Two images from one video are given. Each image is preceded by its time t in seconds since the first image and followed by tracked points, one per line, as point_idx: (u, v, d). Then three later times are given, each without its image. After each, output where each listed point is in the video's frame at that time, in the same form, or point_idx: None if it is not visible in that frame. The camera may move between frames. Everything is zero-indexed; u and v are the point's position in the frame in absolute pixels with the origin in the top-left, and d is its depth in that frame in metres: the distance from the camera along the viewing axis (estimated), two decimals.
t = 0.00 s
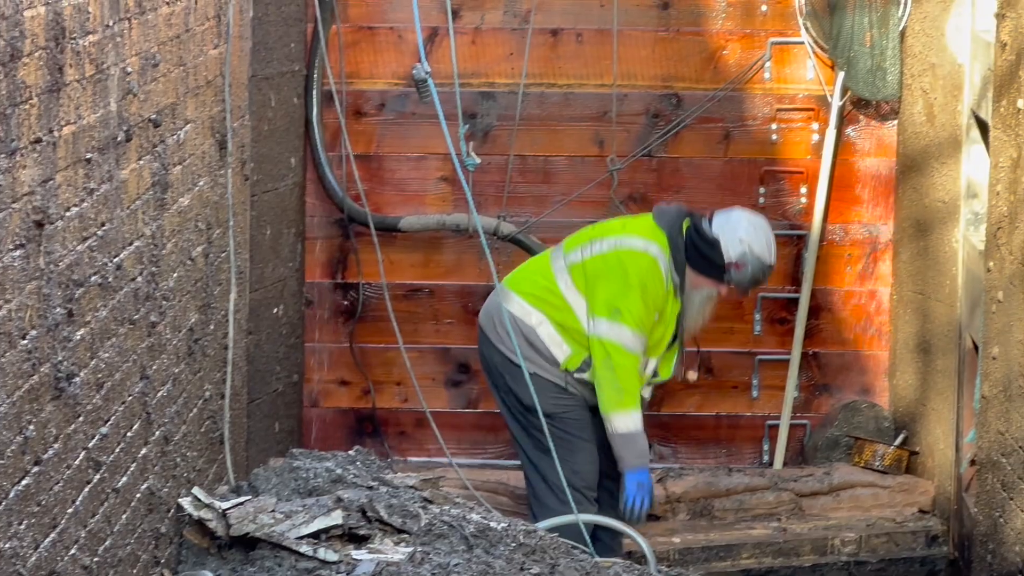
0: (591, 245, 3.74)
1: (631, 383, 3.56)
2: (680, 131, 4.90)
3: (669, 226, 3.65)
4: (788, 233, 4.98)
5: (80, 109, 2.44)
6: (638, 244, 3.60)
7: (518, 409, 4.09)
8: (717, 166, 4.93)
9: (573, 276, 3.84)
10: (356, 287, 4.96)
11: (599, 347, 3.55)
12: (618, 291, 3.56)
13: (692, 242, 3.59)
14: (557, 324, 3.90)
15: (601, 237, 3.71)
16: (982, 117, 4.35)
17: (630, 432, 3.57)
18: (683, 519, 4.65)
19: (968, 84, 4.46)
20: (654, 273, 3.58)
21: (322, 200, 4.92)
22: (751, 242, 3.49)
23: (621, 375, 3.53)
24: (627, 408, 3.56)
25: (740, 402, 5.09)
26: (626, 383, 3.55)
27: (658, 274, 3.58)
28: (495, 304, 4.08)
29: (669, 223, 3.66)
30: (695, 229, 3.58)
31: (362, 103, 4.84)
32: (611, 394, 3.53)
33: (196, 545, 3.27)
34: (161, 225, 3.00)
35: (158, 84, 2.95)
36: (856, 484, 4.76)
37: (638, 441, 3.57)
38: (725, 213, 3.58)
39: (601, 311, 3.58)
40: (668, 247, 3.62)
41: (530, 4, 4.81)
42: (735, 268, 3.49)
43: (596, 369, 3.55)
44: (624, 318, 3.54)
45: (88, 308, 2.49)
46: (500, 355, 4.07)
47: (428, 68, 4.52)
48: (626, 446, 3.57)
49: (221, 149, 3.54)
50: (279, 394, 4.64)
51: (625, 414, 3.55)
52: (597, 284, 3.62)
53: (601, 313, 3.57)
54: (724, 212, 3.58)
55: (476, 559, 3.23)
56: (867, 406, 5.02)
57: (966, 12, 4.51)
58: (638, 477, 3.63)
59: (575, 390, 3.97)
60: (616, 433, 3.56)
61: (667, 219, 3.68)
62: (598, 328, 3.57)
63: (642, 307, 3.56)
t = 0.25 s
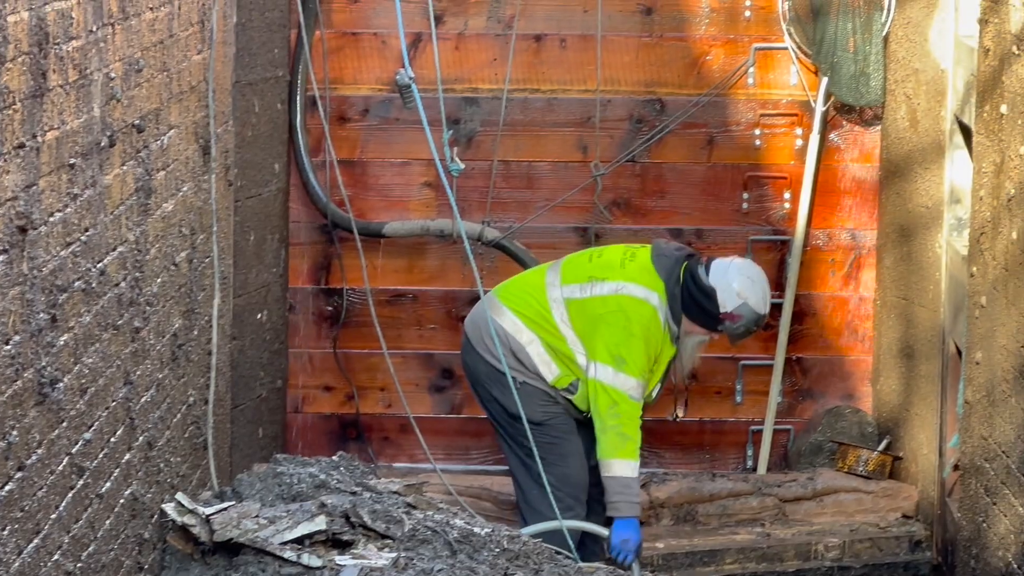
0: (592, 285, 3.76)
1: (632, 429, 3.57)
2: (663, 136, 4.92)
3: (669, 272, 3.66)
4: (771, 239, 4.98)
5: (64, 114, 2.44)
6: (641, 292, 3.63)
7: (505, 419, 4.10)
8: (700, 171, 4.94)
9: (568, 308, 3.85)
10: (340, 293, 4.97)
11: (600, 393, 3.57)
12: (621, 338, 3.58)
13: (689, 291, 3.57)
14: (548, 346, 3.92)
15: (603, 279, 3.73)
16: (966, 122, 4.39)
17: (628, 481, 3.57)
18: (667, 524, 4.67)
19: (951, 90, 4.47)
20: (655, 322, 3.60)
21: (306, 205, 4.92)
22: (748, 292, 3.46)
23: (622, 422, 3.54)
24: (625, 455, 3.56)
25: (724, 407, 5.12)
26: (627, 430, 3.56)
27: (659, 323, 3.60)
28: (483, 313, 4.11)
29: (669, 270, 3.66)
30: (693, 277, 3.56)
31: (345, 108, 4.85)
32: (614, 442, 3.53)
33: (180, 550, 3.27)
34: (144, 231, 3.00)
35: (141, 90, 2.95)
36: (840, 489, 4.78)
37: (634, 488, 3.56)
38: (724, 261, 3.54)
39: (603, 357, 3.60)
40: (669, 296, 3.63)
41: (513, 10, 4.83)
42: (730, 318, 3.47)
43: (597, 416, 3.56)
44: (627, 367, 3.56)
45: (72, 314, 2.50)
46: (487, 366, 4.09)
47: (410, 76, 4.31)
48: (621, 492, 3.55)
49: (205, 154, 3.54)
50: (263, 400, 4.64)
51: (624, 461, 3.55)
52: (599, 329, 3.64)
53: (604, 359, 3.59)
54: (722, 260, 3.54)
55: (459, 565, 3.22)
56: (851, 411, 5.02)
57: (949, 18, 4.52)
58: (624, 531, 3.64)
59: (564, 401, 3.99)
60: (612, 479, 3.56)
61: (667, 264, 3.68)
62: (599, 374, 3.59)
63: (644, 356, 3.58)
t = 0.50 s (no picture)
0: (569, 280, 3.76)
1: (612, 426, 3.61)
2: (648, 141, 4.94)
3: (645, 259, 3.64)
4: (757, 243, 5.00)
5: (48, 118, 2.44)
6: (616, 282, 3.62)
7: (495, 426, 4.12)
8: (685, 176, 4.96)
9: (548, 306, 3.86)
10: (325, 297, 4.97)
11: (581, 389, 3.60)
12: (598, 333, 3.59)
13: (668, 279, 3.56)
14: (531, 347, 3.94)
15: (580, 272, 3.72)
16: (950, 127, 4.37)
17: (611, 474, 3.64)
18: (652, 529, 4.68)
19: (935, 94, 4.45)
20: (634, 310, 3.59)
21: (291, 210, 4.92)
22: (728, 280, 3.45)
23: (603, 419, 3.58)
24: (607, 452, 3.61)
25: (709, 411, 5.14)
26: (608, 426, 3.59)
27: (638, 312, 3.59)
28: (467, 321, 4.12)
29: (645, 256, 3.65)
30: (671, 263, 3.54)
31: (330, 113, 4.85)
32: (594, 439, 3.57)
33: (165, 554, 3.27)
34: (129, 236, 3.00)
35: (126, 94, 2.96)
36: (826, 494, 4.79)
37: (616, 485, 3.62)
38: (702, 247, 3.53)
39: (582, 353, 3.61)
40: (646, 284, 3.62)
41: (498, 14, 4.84)
42: (712, 306, 3.46)
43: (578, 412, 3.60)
44: (606, 361, 3.58)
45: (56, 318, 2.50)
46: (475, 375, 4.10)
47: (396, 77, 4.42)
48: (605, 489, 3.62)
49: (189, 159, 3.54)
50: (248, 405, 4.63)
51: (606, 458, 3.60)
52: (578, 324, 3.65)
53: (584, 354, 3.61)
54: (701, 247, 3.53)
55: (445, 569, 3.22)
56: (836, 415, 5.06)
57: (933, 22, 4.52)
58: (606, 525, 3.66)
59: (552, 404, 4.00)
60: (596, 476, 3.63)
61: (643, 251, 3.67)
62: (580, 370, 3.61)
63: (623, 348, 3.58)
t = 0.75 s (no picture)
0: (546, 269, 3.79)
1: (588, 409, 3.72)
2: (634, 143, 4.95)
3: (621, 242, 3.69)
4: (743, 245, 5.02)
5: (33, 121, 2.44)
6: (593, 266, 3.65)
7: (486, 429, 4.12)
8: (671, 178, 4.98)
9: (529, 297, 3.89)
10: (311, 300, 4.97)
11: (557, 374, 3.70)
12: (573, 318, 3.64)
13: (648, 255, 3.63)
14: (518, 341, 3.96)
15: (557, 259, 3.75)
16: (936, 129, 4.43)
17: (591, 456, 3.77)
18: (637, 530, 4.70)
19: (920, 97, 4.50)
20: (608, 294, 3.62)
21: (276, 212, 4.92)
22: (711, 255, 3.53)
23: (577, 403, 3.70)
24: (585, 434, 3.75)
25: (694, 413, 5.15)
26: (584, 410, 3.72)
27: (614, 295, 3.62)
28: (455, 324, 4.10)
29: (621, 240, 3.69)
30: (652, 241, 3.62)
31: (316, 115, 4.85)
32: (570, 424, 3.71)
33: (150, 557, 3.25)
34: (114, 238, 3.00)
35: (111, 97, 2.96)
36: (811, 496, 4.81)
37: (598, 466, 3.79)
38: (683, 223, 3.61)
39: (557, 339, 3.69)
40: (622, 266, 3.66)
41: (483, 16, 4.85)
42: (697, 282, 3.55)
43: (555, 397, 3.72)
44: (579, 347, 3.64)
45: (41, 321, 2.49)
46: (467, 378, 4.10)
47: (382, 79, 4.59)
48: (586, 471, 3.80)
49: (175, 161, 3.54)
50: (234, 407, 4.63)
51: (584, 441, 3.74)
52: (554, 311, 3.70)
53: (558, 341, 3.68)
54: (682, 222, 3.61)
55: (431, 571, 3.22)
56: (822, 417, 5.05)
57: (918, 24, 4.56)
58: (597, 502, 3.88)
59: (541, 406, 3.99)
60: (577, 457, 3.77)
61: (620, 234, 3.72)
62: (556, 356, 3.69)
63: (597, 332, 3.64)
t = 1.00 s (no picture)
0: (553, 261, 3.81)
1: (585, 400, 3.67)
2: (621, 143, 4.96)
3: (631, 241, 3.72)
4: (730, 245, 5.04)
5: (20, 121, 2.44)
6: (599, 260, 3.67)
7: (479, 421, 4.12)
8: (658, 178, 4.99)
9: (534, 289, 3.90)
10: (298, 300, 4.97)
11: (552, 362, 3.66)
12: (572, 308, 3.63)
13: (657, 263, 3.65)
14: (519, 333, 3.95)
15: (563, 253, 3.78)
16: (923, 129, 4.45)
17: (587, 446, 3.72)
18: (626, 531, 4.71)
19: (908, 97, 4.52)
20: (610, 289, 3.63)
21: (264, 213, 4.92)
22: (718, 267, 3.54)
23: (572, 393, 3.65)
24: (580, 426, 3.69)
25: (682, 413, 5.17)
26: (579, 401, 3.66)
27: (616, 289, 3.64)
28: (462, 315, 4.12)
29: (631, 240, 3.72)
30: (661, 249, 3.63)
31: (303, 116, 4.86)
32: (564, 414, 3.65)
33: (138, 557, 3.25)
34: (101, 238, 3.00)
35: (99, 97, 2.95)
36: (799, 496, 4.83)
37: (595, 455, 3.73)
38: (695, 234, 3.62)
39: (555, 327, 3.66)
40: (628, 264, 3.68)
41: (471, 17, 4.86)
42: (703, 293, 3.57)
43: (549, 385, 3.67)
44: (576, 336, 3.61)
45: (29, 321, 2.50)
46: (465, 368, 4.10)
47: (370, 80, 4.61)
48: (582, 461, 3.73)
49: (162, 161, 3.54)
50: (221, 408, 4.63)
51: (578, 431, 3.68)
52: (555, 301, 3.70)
53: (556, 329, 3.66)
54: (693, 234, 3.62)
55: (418, 571, 3.22)
56: (809, 417, 5.08)
57: (906, 24, 4.57)
58: (597, 490, 3.83)
59: (537, 401, 3.99)
60: (571, 448, 3.71)
61: (631, 235, 3.75)
62: (552, 344, 3.66)
63: (595, 323, 3.62)
